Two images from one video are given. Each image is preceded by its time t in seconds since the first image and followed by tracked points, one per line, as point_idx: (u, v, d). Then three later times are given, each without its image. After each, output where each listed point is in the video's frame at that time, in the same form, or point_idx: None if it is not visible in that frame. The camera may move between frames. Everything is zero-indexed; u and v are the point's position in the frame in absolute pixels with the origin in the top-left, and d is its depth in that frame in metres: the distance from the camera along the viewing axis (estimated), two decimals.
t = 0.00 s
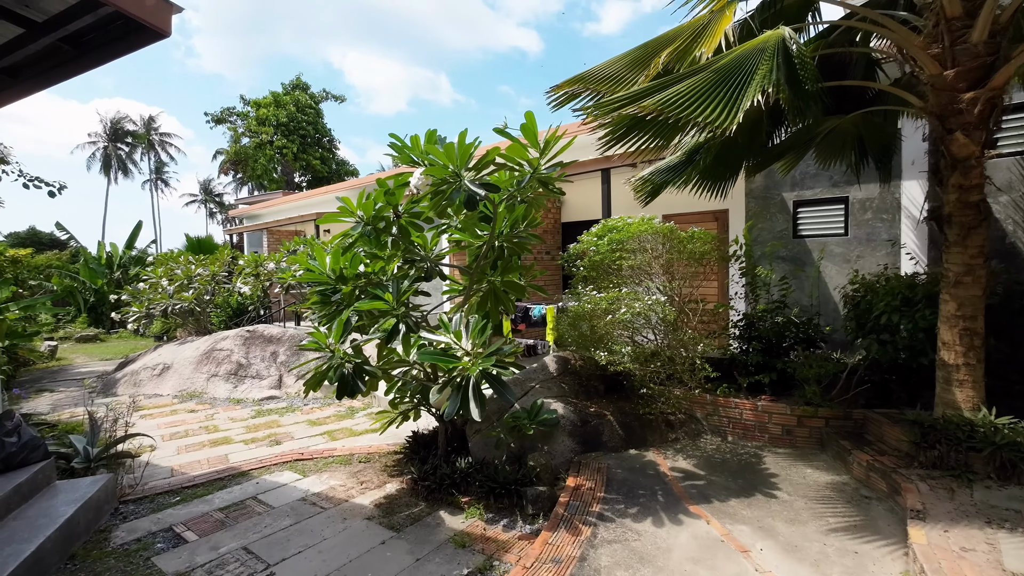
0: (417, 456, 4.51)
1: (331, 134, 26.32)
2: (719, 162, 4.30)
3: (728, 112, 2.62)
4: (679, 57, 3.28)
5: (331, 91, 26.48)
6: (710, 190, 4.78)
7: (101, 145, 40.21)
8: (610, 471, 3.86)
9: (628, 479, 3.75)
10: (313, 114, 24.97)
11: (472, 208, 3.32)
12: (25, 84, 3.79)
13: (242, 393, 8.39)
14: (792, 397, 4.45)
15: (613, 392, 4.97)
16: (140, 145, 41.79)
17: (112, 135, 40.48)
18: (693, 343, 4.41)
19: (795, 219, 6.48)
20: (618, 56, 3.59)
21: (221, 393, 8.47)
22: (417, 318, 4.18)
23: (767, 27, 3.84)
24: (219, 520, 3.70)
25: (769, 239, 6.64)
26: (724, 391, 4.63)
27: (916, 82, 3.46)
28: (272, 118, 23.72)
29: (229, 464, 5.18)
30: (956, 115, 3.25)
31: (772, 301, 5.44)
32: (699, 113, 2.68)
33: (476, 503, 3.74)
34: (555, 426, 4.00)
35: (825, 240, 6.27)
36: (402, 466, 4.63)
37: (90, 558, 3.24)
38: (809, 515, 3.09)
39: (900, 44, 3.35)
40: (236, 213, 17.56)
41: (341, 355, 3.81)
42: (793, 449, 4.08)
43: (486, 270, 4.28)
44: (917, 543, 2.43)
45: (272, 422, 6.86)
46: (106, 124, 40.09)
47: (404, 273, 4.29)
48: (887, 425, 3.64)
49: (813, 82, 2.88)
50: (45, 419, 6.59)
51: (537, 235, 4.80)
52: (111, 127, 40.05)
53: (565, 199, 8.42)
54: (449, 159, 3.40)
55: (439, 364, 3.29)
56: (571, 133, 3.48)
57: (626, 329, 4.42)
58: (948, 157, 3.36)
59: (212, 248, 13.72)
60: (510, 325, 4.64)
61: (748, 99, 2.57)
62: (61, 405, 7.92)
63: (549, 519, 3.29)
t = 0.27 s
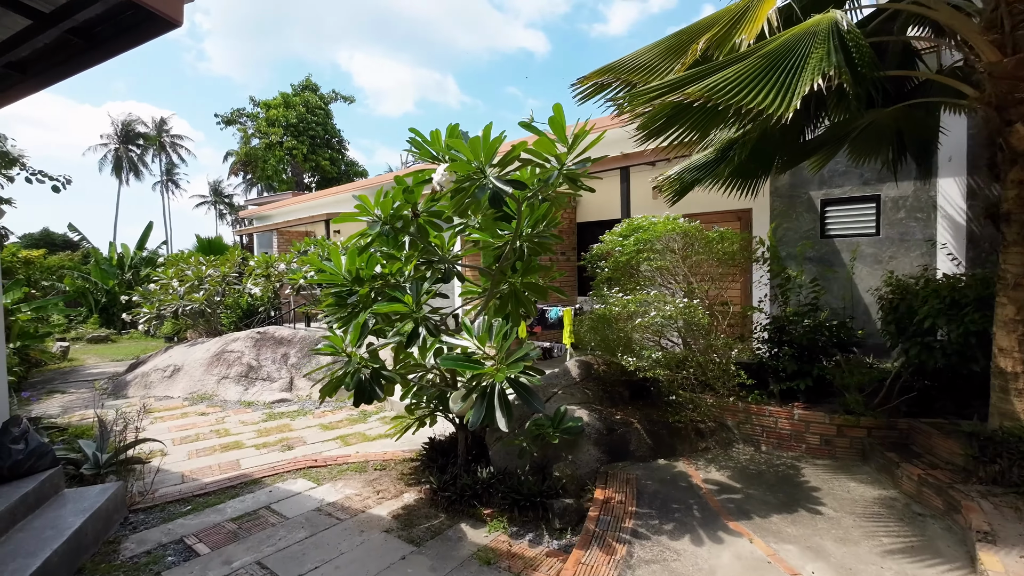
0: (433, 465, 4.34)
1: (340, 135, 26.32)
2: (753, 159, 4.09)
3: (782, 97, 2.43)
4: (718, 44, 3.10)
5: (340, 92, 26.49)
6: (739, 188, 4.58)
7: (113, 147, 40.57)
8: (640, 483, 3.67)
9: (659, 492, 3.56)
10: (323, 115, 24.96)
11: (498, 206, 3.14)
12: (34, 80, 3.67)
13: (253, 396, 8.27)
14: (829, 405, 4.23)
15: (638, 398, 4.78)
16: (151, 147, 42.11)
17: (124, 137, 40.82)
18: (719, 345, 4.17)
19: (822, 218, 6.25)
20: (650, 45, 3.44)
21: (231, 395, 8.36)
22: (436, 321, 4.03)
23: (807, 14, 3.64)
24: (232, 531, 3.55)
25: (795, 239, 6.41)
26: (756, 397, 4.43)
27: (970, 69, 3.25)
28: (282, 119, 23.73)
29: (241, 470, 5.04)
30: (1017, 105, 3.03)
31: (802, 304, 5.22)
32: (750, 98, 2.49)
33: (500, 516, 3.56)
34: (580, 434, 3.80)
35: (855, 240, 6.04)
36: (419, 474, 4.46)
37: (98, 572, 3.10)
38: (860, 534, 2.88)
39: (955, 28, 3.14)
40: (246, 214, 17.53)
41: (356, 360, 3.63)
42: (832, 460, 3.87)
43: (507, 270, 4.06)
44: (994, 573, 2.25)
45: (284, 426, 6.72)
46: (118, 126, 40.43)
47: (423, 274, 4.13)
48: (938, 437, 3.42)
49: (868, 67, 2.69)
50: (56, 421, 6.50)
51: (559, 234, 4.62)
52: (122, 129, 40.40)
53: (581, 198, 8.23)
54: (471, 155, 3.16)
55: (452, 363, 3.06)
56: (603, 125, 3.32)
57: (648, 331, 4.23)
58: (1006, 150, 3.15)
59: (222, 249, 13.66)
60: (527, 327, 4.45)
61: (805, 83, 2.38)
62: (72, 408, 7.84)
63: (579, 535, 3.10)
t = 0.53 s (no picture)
0: (451, 470, 4.20)
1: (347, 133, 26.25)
2: (789, 151, 3.88)
3: (842, 76, 2.28)
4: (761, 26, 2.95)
5: (347, 89, 26.40)
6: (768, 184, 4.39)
7: (121, 146, 40.74)
8: (670, 490, 3.50)
9: (692, 500, 3.39)
10: (330, 113, 24.88)
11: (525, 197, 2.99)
12: (42, 71, 3.56)
13: (263, 395, 8.17)
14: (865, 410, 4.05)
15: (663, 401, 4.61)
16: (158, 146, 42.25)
17: (133, 136, 41.01)
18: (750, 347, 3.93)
19: (849, 215, 6.05)
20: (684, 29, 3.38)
21: (241, 395, 8.26)
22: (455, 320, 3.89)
23: None
24: (245, 539, 3.42)
25: (820, 236, 6.21)
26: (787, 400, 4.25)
27: None
28: (289, 117, 23.67)
29: (253, 473, 4.92)
30: None
31: (831, 303, 5.03)
32: (806, 76, 2.35)
33: (524, 524, 3.41)
34: (606, 439, 3.64)
35: (884, 237, 5.83)
36: (437, 479, 4.31)
37: None
38: (913, 548, 2.70)
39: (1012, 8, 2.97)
40: (255, 211, 17.47)
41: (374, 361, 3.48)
42: (871, 467, 3.69)
43: (528, 268, 3.89)
44: None
45: (295, 427, 6.61)
46: (127, 126, 40.62)
47: (441, 271, 4.01)
48: (988, 444, 3.24)
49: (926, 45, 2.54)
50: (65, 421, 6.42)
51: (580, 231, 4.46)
52: (130, 128, 40.55)
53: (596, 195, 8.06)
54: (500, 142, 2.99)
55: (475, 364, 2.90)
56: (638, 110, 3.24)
57: (674, 332, 4.04)
58: None
59: (231, 247, 13.59)
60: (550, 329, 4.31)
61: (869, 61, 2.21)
62: (81, 407, 7.76)
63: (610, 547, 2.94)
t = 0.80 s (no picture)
0: (465, 475, 4.08)
1: (352, 131, 26.17)
2: (819, 145, 3.71)
3: (898, 58, 2.17)
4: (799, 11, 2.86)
5: (352, 87, 26.33)
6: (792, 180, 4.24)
7: (126, 144, 40.80)
8: (696, 498, 3.37)
9: (720, 508, 3.25)
10: (334, 110, 24.80)
11: (548, 194, 2.84)
12: (44, 62, 3.43)
13: (270, 395, 8.07)
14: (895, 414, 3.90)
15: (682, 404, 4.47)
16: (163, 144, 42.33)
17: (137, 135, 41.03)
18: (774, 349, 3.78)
19: (870, 212, 5.87)
20: (714, 17, 3.29)
21: (247, 395, 8.16)
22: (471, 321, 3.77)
23: None
24: (255, 548, 3.29)
25: (840, 234, 6.05)
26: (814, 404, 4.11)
27: None
28: (294, 115, 23.59)
29: (261, 477, 4.81)
30: None
31: (856, 303, 4.87)
32: (861, 58, 2.25)
33: (544, 533, 3.27)
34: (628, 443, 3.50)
35: (907, 235, 5.67)
36: (450, 484, 4.19)
37: None
38: (961, 563, 2.56)
39: None
40: (259, 209, 17.38)
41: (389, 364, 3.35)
42: (904, 474, 3.55)
43: (546, 267, 3.76)
44: None
45: (302, 428, 6.49)
46: (131, 124, 40.63)
47: (456, 270, 3.89)
48: None
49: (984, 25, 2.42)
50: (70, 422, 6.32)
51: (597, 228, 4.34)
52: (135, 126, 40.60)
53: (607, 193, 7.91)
54: (520, 138, 2.82)
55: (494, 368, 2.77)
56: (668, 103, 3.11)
57: (693, 332, 3.90)
58: None
59: (236, 245, 13.49)
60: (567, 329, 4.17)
61: (930, 43, 2.11)
62: (86, 407, 7.67)
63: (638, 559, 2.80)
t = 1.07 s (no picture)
0: (474, 476, 3.93)
1: (354, 127, 26.02)
2: (846, 133, 3.57)
3: (958, 32, 2.09)
4: None
5: (354, 83, 26.17)
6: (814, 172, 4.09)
7: (127, 142, 40.69)
8: (719, 501, 3.23)
9: (744, 512, 3.11)
10: (336, 107, 24.65)
11: (568, 182, 2.70)
12: (38, 49, 3.30)
13: (272, 393, 7.94)
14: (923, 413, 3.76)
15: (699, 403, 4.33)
16: (164, 141, 42.21)
17: (138, 132, 40.91)
18: (797, 345, 3.64)
19: (889, 205, 5.72)
20: None
21: (250, 393, 8.03)
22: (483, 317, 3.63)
23: None
24: (259, 552, 3.16)
25: (857, 228, 5.90)
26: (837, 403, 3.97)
27: None
28: (296, 112, 23.44)
29: (264, 477, 4.67)
30: None
31: (877, 299, 4.72)
32: (917, 31, 2.15)
33: (560, 538, 3.12)
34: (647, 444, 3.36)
35: (927, 229, 5.50)
36: (460, 485, 4.05)
37: None
38: (1006, 572, 2.42)
39: None
40: (261, 206, 17.26)
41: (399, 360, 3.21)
42: (935, 476, 3.40)
43: (560, 261, 3.64)
44: None
45: (306, 427, 6.37)
46: (132, 121, 40.51)
47: (467, 264, 3.74)
48: None
49: None
50: (70, 421, 6.20)
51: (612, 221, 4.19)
52: (135, 123, 40.48)
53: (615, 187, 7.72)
54: (538, 122, 2.67)
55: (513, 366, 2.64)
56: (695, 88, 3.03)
57: (712, 327, 3.76)
58: None
59: (238, 242, 13.35)
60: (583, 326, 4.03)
61: (990, 15, 2.03)
62: (87, 405, 7.55)
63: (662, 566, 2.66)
